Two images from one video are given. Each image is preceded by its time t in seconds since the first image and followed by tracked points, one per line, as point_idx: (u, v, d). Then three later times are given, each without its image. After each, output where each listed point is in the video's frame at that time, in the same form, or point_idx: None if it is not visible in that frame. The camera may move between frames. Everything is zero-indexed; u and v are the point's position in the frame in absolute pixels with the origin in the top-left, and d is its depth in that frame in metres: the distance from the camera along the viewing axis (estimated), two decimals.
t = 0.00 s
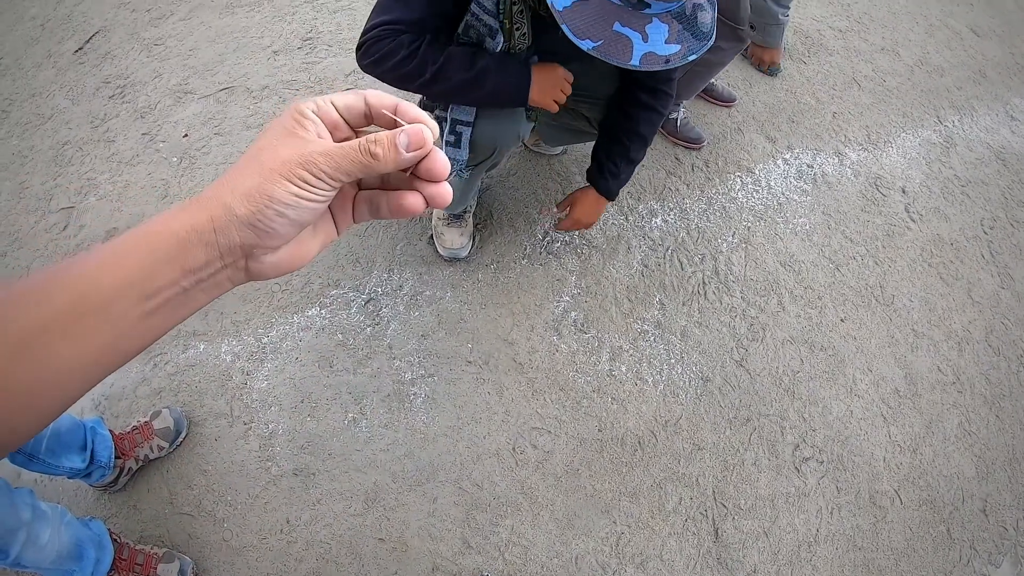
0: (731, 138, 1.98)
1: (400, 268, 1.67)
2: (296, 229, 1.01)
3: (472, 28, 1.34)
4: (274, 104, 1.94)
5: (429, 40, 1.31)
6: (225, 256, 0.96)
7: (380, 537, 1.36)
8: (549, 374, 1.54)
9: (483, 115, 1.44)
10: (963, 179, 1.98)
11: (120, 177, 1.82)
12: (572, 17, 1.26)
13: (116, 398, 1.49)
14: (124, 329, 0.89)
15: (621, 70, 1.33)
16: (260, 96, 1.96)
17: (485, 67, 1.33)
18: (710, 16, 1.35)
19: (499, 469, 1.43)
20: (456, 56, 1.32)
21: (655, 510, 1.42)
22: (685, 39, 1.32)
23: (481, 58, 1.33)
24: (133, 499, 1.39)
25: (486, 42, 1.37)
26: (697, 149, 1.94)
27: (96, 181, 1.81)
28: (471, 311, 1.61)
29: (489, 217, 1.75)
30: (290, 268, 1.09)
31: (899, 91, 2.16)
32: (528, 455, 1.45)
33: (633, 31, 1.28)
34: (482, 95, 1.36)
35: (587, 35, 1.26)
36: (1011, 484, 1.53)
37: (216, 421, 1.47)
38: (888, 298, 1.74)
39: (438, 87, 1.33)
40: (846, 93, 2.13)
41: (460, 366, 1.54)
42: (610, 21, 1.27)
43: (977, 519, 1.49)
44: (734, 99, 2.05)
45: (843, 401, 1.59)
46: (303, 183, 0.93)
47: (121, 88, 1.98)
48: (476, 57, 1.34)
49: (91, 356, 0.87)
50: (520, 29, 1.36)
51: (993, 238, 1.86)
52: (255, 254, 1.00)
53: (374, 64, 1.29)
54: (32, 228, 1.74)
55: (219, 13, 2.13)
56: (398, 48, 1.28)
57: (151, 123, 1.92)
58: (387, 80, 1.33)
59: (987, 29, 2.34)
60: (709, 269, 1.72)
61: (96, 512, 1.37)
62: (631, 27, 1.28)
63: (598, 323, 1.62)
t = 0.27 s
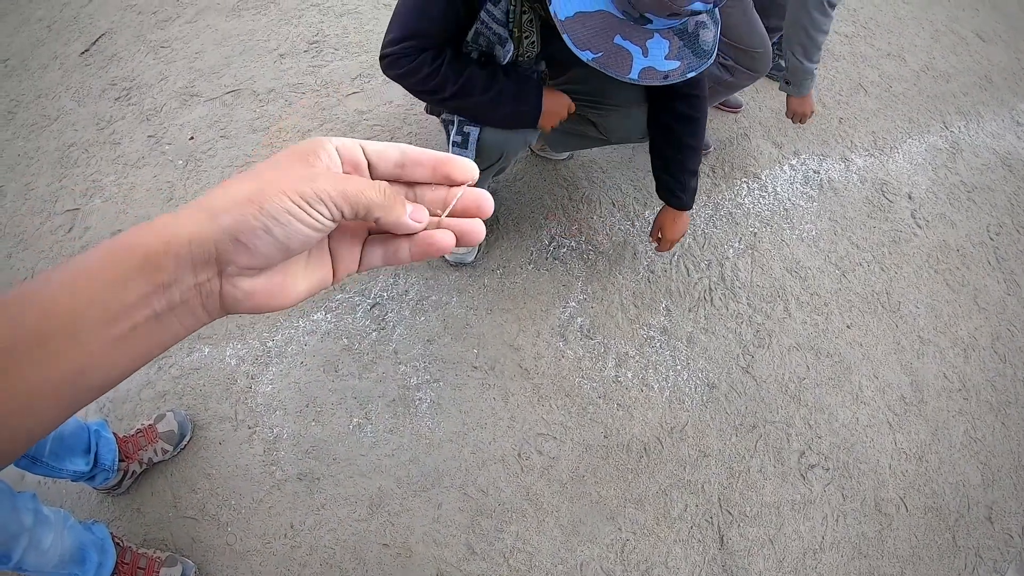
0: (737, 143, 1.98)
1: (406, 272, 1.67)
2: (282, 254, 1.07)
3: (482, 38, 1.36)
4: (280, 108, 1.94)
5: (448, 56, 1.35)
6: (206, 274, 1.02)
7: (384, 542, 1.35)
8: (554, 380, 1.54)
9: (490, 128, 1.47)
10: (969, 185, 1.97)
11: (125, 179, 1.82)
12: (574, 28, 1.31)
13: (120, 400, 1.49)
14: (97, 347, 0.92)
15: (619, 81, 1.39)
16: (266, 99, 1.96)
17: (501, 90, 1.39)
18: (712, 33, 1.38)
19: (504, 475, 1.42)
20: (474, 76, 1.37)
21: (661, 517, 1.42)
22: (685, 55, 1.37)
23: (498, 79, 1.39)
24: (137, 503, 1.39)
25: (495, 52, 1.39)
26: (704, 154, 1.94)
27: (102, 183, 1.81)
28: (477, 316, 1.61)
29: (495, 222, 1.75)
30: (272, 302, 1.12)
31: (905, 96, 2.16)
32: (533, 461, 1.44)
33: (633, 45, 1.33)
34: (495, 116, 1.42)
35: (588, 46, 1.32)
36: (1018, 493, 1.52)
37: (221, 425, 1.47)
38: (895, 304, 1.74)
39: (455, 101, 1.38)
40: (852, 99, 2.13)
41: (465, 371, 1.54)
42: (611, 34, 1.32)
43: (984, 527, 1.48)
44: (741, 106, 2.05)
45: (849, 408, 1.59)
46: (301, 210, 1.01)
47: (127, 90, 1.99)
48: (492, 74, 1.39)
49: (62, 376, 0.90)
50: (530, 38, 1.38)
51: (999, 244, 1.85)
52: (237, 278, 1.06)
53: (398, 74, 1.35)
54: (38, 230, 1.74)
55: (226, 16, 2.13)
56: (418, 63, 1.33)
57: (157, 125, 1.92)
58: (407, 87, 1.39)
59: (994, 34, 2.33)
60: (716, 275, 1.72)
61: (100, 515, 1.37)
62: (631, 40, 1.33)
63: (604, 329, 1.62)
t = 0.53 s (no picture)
0: (743, 145, 1.97)
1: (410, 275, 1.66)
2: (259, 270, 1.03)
3: (492, 42, 1.35)
4: (283, 109, 1.93)
5: (456, 62, 1.35)
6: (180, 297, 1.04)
7: (388, 547, 1.35)
8: (559, 384, 1.53)
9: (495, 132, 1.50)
10: (975, 187, 1.96)
11: (128, 181, 1.81)
12: (586, 31, 1.32)
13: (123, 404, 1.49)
14: (79, 379, 0.97)
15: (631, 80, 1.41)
16: (269, 101, 1.95)
17: (510, 96, 1.39)
18: (724, 34, 1.39)
19: (509, 480, 1.42)
20: (483, 82, 1.36)
21: (667, 522, 1.41)
22: (696, 56, 1.39)
23: (507, 86, 1.39)
24: (140, 507, 1.38)
25: (504, 56, 1.38)
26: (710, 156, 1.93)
27: (104, 185, 1.81)
28: (482, 319, 1.60)
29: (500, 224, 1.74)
30: (256, 341, 1.02)
31: (910, 97, 2.14)
32: (538, 465, 1.43)
33: (644, 47, 1.35)
34: (501, 124, 1.43)
35: (600, 49, 1.33)
36: None
37: (225, 428, 1.46)
38: (901, 307, 1.73)
39: (463, 108, 1.39)
40: (858, 100, 2.12)
41: (470, 375, 1.53)
42: (622, 36, 1.33)
43: (992, 533, 1.47)
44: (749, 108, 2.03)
45: (855, 412, 1.58)
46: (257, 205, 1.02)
47: (129, 91, 1.98)
48: (501, 80, 1.39)
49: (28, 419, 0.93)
50: (539, 42, 1.40)
51: (1006, 247, 1.84)
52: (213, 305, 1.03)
53: (405, 82, 1.35)
54: (40, 232, 1.73)
55: (229, 16, 2.12)
56: (426, 70, 1.33)
57: (159, 127, 1.91)
58: (414, 94, 1.39)
59: (1000, 34, 2.31)
60: (721, 277, 1.71)
61: (103, 519, 1.37)
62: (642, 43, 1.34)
63: (609, 332, 1.61)
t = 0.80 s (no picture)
0: (740, 142, 1.97)
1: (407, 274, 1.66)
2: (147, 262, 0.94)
3: (490, 44, 1.35)
4: (282, 109, 1.94)
5: (453, 61, 1.35)
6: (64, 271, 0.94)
7: (385, 545, 1.35)
8: (556, 381, 1.53)
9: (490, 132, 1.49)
10: (975, 183, 1.95)
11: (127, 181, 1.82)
12: (592, 43, 1.32)
13: (122, 402, 1.49)
14: None
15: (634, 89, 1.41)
16: (267, 100, 1.95)
17: (507, 97, 1.39)
18: (723, 42, 1.40)
19: (506, 477, 1.42)
20: (479, 82, 1.36)
21: (664, 519, 1.41)
22: (697, 64, 1.39)
23: (504, 87, 1.39)
24: (139, 505, 1.39)
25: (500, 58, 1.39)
26: (707, 153, 1.93)
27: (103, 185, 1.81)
28: (479, 317, 1.60)
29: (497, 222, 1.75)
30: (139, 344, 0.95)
31: (909, 94, 2.14)
32: (535, 462, 1.44)
33: (649, 56, 1.34)
34: (497, 124, 1.43)
35: (605, 59, 1.33)
36: None
37: (223, 426, 1.46)
38: (899, 304, 1.73)
39: (458, 108, 1.39)
40: (857, 97, 2.11)
41: (467, 373, 1.53)
42: (628, 47, 1.32)
43: (991, 529, 1.47)
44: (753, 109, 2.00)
45: (853, 408, 1.58)
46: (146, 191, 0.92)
47: (128, 92, 1.98)
48: (497, 81, 1.39)
49: None
50: (537, 47, 1.41)
51: (1005, 243, 1.84)
52: (93, 297, 0.95)
53: (401, 81, 1.34)
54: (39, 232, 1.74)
55: (227, 17, 2.13)
56: (422, 69, 1.32)
57: (158, 127, 1.91)
58: (409, 93, 1.38)
59: (1000, 29, 2.30)
60: (719, 275, 1.71)
61: (101, 517, 1.37)
62: (647, 53, 1.34)
63: (606, 329, 1.61)
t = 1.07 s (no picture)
0: (735, 139, 1.98)
1: (403, 273, 1.67)
2: None
3: (491, 45, 1.34)
4: (277, 110, 1.95)
5: (453, 62, 1.34)
6: None
7: (383, 541, 1.36)
8: (552, 378, 1.54)
9: (487, 134, 1.48)
10: (970, 177, 1.96)
11: (125, 184, 1.83)
12: (601, 49, 1.30)
13: (120, 403, 1.50)
14: None
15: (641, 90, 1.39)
16: (263, 102, 1.96)
17: (505, 97, 1.40)
18: (720, 41, 1.39)
19: (502, 473, 1.43)
20: (478, 82, 1.36)
21: (660, 514, 1.42)
22: (701, 65, 1.38)
23: (502, 87, 1.40)
24: (138, 504, 1.40)
25: (499, 59, 1.39)
26: (701, 150, 1.94)
27: (101, 188, 1.83)
28: (475, 316, 1.61)
29: (492, 221, 1.76)
30: None
31: (904, 88, 2.14)
32: (531, 459, 1.45)
33: (656, 60, 1.32)
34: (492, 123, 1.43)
35: (613, 64, 1.32)
36: (1021, 486, 1.51)
37: (221, 426, 1.47)
38: (894, 298, 1.73)
39: (456, 108, 1.38)
40: (851, 92, 2.12)
41: (463, 370, 1.54)
42: (635, 51, 1.31)
43: (986, 521, 1.47)
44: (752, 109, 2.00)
45: (849, 402, 1.58)
46: None
47: (125, 95, 2.00)
48: (495, 81, 1.39)
49: None
50: (537, 49, 1.42)
51: (1000, 236, 1.84)
52: None
53: (399, 80, 1.33)
54: (38, 235, 1.75)
55: (223, 20, 2.14)
56: (422, 69, 1.31)
57: (155, 130, 1.93)
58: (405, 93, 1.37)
59: (994, 23, 2.30)
60: (713, 271, 1.71)
61: (101, 517, 1.38)
62: (654, 56, 1.32)
63: (602, 326, 1.62)
